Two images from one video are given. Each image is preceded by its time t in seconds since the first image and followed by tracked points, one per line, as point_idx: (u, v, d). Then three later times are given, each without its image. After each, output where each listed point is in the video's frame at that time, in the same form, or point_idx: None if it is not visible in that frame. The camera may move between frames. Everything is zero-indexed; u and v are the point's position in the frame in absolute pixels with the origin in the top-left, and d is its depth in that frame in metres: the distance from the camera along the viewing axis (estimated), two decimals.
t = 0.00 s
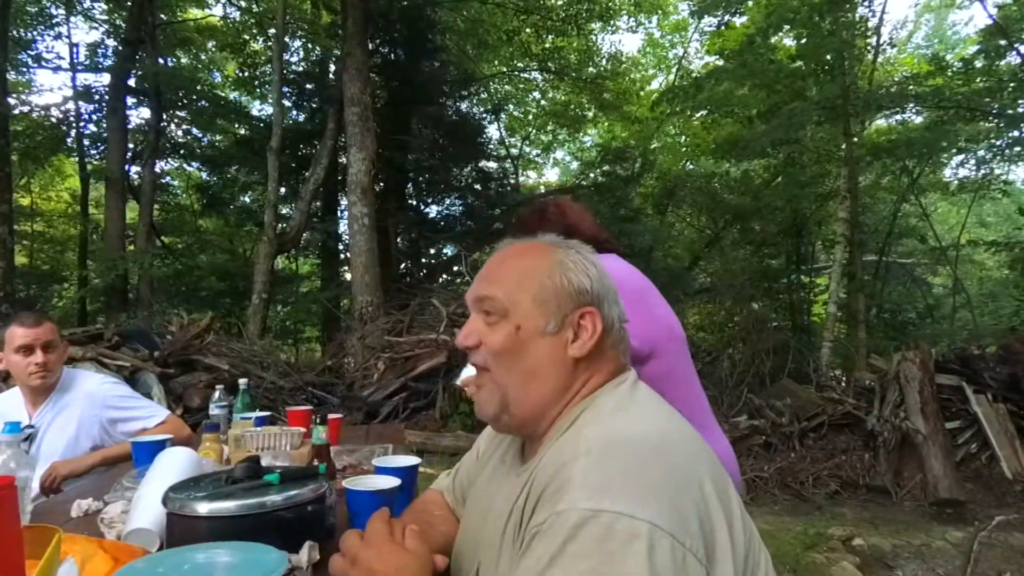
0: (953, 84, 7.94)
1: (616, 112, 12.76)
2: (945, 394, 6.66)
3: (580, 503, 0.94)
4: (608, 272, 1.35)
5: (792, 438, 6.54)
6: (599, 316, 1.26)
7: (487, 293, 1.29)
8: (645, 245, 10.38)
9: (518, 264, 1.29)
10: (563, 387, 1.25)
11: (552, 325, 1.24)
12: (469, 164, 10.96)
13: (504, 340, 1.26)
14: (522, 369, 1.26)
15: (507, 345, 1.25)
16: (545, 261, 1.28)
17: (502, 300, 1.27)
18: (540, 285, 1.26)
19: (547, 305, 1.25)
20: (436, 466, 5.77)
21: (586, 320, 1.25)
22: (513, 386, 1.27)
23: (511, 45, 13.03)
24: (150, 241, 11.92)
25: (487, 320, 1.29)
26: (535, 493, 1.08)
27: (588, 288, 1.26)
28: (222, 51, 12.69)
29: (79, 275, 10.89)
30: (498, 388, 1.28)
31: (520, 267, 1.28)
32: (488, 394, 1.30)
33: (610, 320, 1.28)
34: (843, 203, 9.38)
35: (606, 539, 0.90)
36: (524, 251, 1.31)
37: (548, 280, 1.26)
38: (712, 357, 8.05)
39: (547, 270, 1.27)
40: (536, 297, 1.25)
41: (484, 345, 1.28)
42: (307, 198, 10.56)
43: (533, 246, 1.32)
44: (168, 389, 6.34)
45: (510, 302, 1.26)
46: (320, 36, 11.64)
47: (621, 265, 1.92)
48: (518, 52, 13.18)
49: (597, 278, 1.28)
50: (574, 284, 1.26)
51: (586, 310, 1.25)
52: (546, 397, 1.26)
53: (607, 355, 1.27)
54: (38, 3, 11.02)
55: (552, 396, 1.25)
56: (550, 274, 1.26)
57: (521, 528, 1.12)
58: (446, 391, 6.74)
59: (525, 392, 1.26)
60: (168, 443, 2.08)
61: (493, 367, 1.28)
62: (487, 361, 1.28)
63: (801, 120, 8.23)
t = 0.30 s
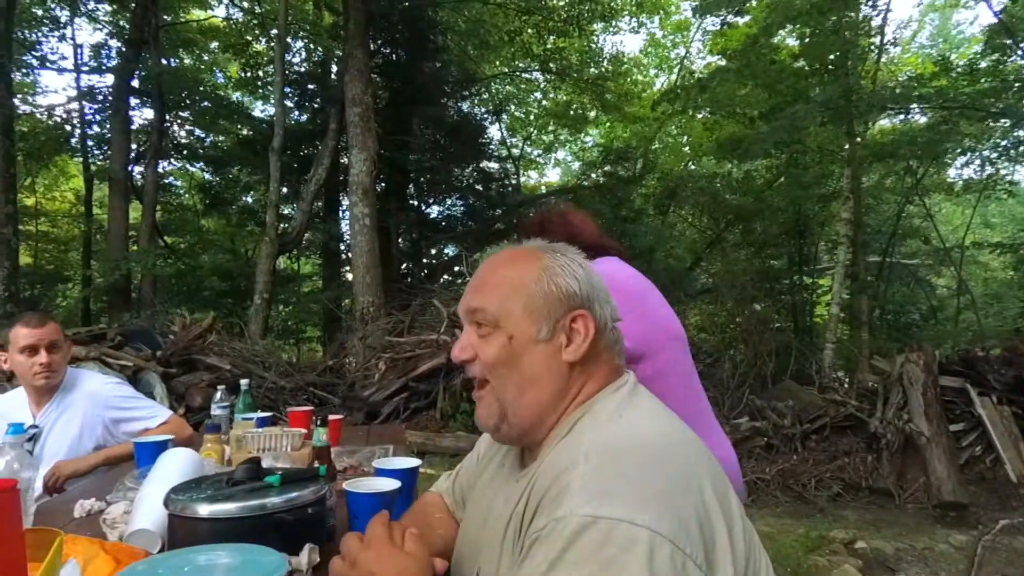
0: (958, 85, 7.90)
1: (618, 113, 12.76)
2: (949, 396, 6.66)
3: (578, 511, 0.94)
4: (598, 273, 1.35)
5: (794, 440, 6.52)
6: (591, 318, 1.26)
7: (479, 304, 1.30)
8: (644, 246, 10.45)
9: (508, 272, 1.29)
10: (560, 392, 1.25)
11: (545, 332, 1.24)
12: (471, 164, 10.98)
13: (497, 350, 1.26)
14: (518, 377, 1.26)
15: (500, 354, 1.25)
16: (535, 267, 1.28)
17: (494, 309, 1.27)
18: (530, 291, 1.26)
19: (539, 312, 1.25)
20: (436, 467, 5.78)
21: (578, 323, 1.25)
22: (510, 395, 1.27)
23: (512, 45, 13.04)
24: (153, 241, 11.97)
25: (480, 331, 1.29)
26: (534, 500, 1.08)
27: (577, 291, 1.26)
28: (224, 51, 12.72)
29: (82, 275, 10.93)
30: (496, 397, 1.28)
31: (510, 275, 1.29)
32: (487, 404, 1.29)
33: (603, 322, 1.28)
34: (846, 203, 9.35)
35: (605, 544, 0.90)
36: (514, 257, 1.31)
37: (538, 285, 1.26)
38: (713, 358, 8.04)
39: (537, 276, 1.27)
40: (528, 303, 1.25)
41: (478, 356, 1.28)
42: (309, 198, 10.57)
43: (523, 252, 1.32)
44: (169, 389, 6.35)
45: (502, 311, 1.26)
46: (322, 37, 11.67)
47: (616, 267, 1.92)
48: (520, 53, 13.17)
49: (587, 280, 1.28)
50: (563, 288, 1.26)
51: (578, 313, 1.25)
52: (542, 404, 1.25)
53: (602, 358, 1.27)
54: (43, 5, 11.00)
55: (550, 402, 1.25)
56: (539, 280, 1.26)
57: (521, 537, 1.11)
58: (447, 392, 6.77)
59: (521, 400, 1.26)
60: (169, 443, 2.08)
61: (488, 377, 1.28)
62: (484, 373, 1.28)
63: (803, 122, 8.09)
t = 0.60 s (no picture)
0: (964, 85, 7.84)
1: (622, 114, 12.76)
2: (955, 398, 6.65)
3: (571, 518, 0.95)
4: (594, 280, 1.35)
5: (799, 442, 6.49)
6: (583, 324, 1.26)
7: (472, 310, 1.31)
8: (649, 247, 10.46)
9: (501, 279, 1.31)
10: (553, 397, 1.25)
11: (536, 337, 1.25)
12: (475, 165, 11.01)
13: (489, 354, 1.27)
14: (510, 382, 1.26)
15: (492, 358, 1.27)
16: (526, 274, 1.29)
17: (487, 315, 1.29)
18: (521, 297, 1.27)
19: (530, 318, 1.25)
20: (440, 467, 5.79)
21: (570, 328, 1.25)
22: (504, 399, 1.28)
23: (517, 46, 13.07)
24: (159, 241, 12.05)
25: (474, 338, 1.31)
26: (531, 505, 1.09)
27: (569, 297, 1.27)
28: (230, 52, 12.78)
29: (89, 275, 11.01)
30: (490, 401, 1.29)
31: (503, 282, 1.30)
32: (481, 408, 1.31)
33: (597, 328, 1.28)
34: (852, 204, 9.31)
35: (602, 551, 0.90)
36: (509, 265, 1.33)
37: (529, 291, 1.27)
38: (718, 360, 8.02)
39: (527, 282, 1.28)
40: (519, 309, 1.26)
41: (473, 361, 1.30)
42: (314, 199, 10.61)
43: (515, 259, 1.34)
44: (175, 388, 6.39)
45: (494, 316, 1.28)
46: (327, 38, 11.72)
47: (619, 270, 1.93)
48: (525, 53, 13.19)
49: (579, 285, 1.29)
50: (553, 294, 1.26)
51: (569, 319, 1.25)
52: (535, 408, 1.26)
53: (595, 362, 1.27)
54: (51, 6, 11.20)
55: (543, 408, 1.26)
56: (530, 286, 1.27)
57: (518, 542, 1.12)
58: (451, 392, 6.80)
59: (514, 405, 1.27)
60: (174, 445, 2.10)
61: (482, 382, 1.29)
62: (479, 376, 1.30)
63: (810, 120, 8.03)
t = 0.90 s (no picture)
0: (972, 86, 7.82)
1: (627, 116, 12.77)
2: (961, 401, 6.63)
3: (568, 510, 0.98)
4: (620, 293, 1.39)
5: (803, 444, 6.50)
6: (608, 333, 1.29)
7: (502, 301, 1.34)
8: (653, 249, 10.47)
9: (534, 277, 1.34)
10: (569, 396, 1.28)
11: (561, 336, 1.28)
12: (480, 166, 11.04)
13: (515, 346, 1.30)
14: (531, 376, 1.29)
15: (518, 350, 1.29)
16: (559, 275, 1.33)
17: (517, 308, 1.32)
18: (552, 297, 1.30)
19: (558, 317, 1.29)
20: (445, 469, 5.82)
21: (595, 335, 1.29)
22: (519, 390, 1.30)
23: (521, 48, 13.11)
24: (167, 242, 12.15)
25: (499, 326, 1.34)
26: (529, 497, 1.12)
27: (599, 305, 1.30)
28: (236, 54, 12.85)
29: (98, 276, 11.13)
30: (507, 392, 1.31)
31: (534, 281, 1.34)
32: (496, 395, 1.33)
33: (619, 338, 1.31)
34: (858, 206, 9.28)
35: (592, 546, 0.93)
36: (538, 265, 1.37)
37: (561, 293, 1.31)
38: (722, 361, 8.03)
39: (561, 284, 1.32)
40: (549, 308, 1.29)
41: (495, 349, 1.32)
42: (319, 201, 10.67)
43: (548, 262, 1.37)
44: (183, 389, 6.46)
45: (524, 311, 1.31)
46: (333, 41, 11.78)
47: (630, 278, 1.95)
48: (530, 55, 13.21)
49: (607, 294, 1.33)
50: (585, 299, 1.30)
51: (595, 325, 1.29)
52: (550, 404, 1.29)
53: (615, 369, 1.30)
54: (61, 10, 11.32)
55: (557, 404, 1.29)
56: (563, 287, 1.31)
57: (515, 532, 1.15)
58: (456, 394, 6.83)
59: (531, 398, 1.29)
60: (185, 446, 2.13)
61: (501, 370, 1.31)
62: (497, 364, 1.32)
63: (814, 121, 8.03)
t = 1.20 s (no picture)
0: (978, 88, 7.82)
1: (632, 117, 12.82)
2: (964, 405, 6.64)
3: (565, 525, 1.03)
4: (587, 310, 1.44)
5: (807, 447, 6.53)
6: (582, 353, 1.35)
7: (476, 341, 1.39)
8: (658, 251, 10.48)
9: (507, 311, 1.39)
10: (556, 420, 1.33)
11: (541, 366, 1.34)
12: (485, 168, 11.10)
13: (498, 385, 1.34)
14: (517, 409, 1.34)
15: (502, 388, 1.34)
16: (530, 305, 1.38)
17: (493, 347, 1.36)
18: (526, 329, 1.35)
19: (534, 349, 1.34)
20: (450, 469, 5.89)
21: (571, 357, 1.34)
22: (508, 423, 1.36)
23: (527, 50, 13.19)
24: (175, 242, 12.28)
25: (480, 367, 1.37)
26: (529, 514, 1.17)
27: (569, 328, 1.36)
28: (244, 57, 12.94)
29: (107, 276, 11.25)
30: (497, 426, 1.36)
31: (504, 316, 1.38)
32: (487, 431, 1.38)
33: (593, 353, 1.37)
34: (863, 208, 9.28)
35: (587, 559, 0.98)
36: (506, 299, 1.41)
37: (534, 323, 1.35)
38: (727, 364, 8.06)
39: (531, 314, 1.36)
40: (524, 342, 1.34)
41: (479, 391, 1.36)
42: (326, 202, 10.76)
43: (518, 293, 1.41)
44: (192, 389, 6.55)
45: (500, 348, 1.35)
46: (340, 43, 11.87)
47: (625, 289, 2.01)
48: (535, 57, 13.25)
49: (576, 316, 1.38)
50: (556, 326, 1.35)
51: (569, 348, 1.35)
52: (540, 431, 1.34)
53: (595, 385, 1.36)
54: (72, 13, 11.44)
55: (546, 429, 1.34)
56: (535, 318, 1.36)
57: (518, 551, 1.21)
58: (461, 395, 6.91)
59: (522, 427, 1.34)
60: (199, 449, 2.20)
61: (489, 408, 1.36)
62: (483, 404, 1.36)
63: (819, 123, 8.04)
